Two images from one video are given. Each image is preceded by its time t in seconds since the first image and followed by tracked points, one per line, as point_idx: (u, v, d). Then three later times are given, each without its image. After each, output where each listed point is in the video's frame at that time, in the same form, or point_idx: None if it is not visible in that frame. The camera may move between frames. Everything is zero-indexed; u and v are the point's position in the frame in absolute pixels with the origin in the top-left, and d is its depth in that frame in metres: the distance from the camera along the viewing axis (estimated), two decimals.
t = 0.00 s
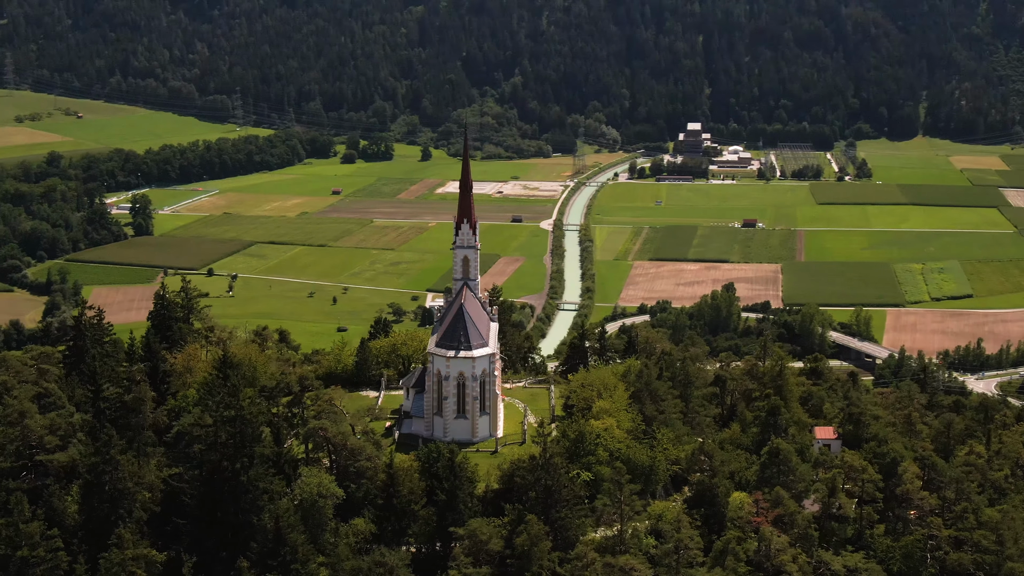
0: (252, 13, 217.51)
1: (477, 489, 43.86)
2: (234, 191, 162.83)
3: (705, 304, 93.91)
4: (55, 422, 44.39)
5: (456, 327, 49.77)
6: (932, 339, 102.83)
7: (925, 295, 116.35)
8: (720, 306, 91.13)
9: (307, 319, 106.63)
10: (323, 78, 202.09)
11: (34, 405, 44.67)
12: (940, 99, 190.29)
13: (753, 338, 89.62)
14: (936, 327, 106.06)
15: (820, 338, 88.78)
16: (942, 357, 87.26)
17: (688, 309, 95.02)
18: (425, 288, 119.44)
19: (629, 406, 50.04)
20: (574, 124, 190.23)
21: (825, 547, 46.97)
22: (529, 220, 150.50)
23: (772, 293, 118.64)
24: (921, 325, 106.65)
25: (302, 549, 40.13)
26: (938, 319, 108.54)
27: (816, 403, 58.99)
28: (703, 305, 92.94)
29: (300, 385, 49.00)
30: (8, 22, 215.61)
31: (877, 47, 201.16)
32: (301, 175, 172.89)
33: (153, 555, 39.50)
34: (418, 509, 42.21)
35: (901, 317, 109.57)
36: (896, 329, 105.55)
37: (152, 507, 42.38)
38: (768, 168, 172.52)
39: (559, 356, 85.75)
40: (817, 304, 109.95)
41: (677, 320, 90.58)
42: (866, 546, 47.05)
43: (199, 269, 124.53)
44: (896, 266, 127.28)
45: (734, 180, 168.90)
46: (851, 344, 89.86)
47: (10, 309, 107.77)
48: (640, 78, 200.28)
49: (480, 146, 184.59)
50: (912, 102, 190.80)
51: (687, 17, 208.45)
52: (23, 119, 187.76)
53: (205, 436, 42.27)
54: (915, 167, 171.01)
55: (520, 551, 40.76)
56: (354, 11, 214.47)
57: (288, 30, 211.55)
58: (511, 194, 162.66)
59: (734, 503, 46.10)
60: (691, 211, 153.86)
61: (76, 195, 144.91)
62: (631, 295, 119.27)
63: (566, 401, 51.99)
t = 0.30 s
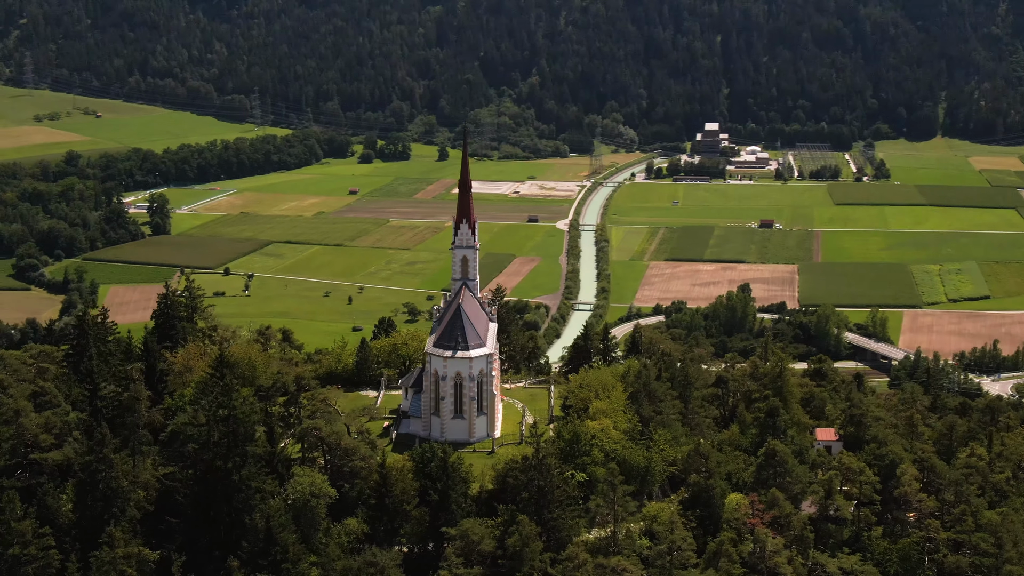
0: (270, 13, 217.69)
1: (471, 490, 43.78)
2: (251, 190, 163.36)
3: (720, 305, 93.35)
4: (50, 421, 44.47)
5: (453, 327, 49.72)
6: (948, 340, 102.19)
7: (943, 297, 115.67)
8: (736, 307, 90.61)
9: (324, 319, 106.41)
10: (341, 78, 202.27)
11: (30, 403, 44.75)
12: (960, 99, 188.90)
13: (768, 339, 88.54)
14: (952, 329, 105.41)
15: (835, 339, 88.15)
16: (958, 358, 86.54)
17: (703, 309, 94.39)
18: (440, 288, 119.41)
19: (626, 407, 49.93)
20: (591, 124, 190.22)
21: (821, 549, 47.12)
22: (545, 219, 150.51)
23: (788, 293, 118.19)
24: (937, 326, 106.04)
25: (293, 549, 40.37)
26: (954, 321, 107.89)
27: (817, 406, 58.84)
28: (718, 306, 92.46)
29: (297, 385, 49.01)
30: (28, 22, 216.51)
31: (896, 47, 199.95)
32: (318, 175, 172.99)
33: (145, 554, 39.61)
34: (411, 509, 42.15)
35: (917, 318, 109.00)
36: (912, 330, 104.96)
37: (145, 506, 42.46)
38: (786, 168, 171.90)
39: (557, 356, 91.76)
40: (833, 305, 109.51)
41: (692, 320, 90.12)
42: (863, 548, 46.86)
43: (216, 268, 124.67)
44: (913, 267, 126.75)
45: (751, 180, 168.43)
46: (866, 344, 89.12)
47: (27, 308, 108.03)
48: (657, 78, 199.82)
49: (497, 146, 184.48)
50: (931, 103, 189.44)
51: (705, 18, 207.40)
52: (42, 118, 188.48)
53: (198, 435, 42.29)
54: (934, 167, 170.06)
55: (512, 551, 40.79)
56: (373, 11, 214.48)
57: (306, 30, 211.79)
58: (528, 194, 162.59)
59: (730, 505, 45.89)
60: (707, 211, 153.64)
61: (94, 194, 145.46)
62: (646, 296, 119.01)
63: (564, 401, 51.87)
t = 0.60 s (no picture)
0: (288, 12, 217.99)
1: (465, 490, 43.73)
2: (269, 189, 163.83)
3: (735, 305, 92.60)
4: (45, 419, 44.57)
5: (451, 326, 49.67)
6: (965, 341, 101.56)
7: (960, 298, 115.06)
8: (751, 307, 90.01)
9: (342, 318, 106.07)
10: (359, 78, 202.44)
11: (25, 402, 44.86)
12: (979, 100, 187.63)
13: (785, 340, 87.67)
14: (969, 330, 104.80)
15: (852, 339, 87.22)
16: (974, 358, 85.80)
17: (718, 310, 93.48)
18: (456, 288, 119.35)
19: (622, 408, 49.90)
20: (608, 123, 190.63)
21: (817, 551, 47.01)
22: (561, 219, 150.44)
23: (805, 294, 117.76)
24: (954, 327, 105.43)
25: (284, 548, 40.26)
26: (972, 322, 107.26)
27: (819, 407, 58.65)
28: (735, 306, 91.77)
29: (294, 384, 49.07)
30: (48, 21, 217.24)
31: (915, 48, 198.64)
32: (336, 175, 173.03)
33: (138, 552, 39.66)
34: (403, 508, 42.10)
35: (934, 319, 108.44)
36: (929, 331, 104.36)
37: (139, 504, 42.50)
38: (805, 169, 171.32)
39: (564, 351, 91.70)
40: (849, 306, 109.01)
41: (707, 321, 89.58)
42: (859, 551, 46.72)
43: (233, 267, 124.66)
44: (930, 267, 126.17)
45: (769, 180, 167.86)
46: (883, 344, 88.43)
47: (45, 306, 108.01)
48: (675, 78, 199.32)
49: (514, 146, 184.39)
50: (950, 104, 187.25)
51: (724, 17, 207.47)
52: (62, 118, 189.21)
53: (192, 435, 42.41)
54: (954, 168, 169.10)
55: (504, 551, 40.82)
56: (390, 10, 214.55)
57: (324, 30, 212.00)
58: (545, 195, 162.47)
59: (726, 505, 45.65)
60: (723, 211, 153.42)
61: (111, 193, 145.93)
62: (661, 296, 118.78)
63: (562, 401, 51.82)
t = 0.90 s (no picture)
0: (307, 12, 218.40)
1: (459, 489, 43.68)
2: (287, 189, 164.12)
3: (750, 307, 91.70)
4: (40, 418, 44.65)
5: (449, 326, 49.60)
6: (982, 343, 100.89)
7: (977, 299, 114.44)
8: (767, 308, 89.36)
9: (358, 318, 105.65)
10: (377, 78, 202.49)
11: (21, 400, 44.96)
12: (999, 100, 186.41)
13: (801, 341, 86.87)
14: (986, 331, 104.14)
15: (868, 341, 86.47)
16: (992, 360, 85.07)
17: (734, 312, 92.70)
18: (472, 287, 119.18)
19: (620, 409, 49.88)
20: (627, 123, 190.48)
21: (813, 553, 47.01)
22: (577, 219, 150.24)
23: (822, 295, 117.31)
24: (972, 329, 104.81)
25: (275, 547, 40.34)
26: (989, 324, 106.60)
27: (821, 408, 58.42)
28: (750, 307, 91.14)
29: (291, 383, 49.10)
30: (68, 21, 218.12)
31: (934, 48, 197.51)
32: (354, 175, 173.08)
33: (130, 551, 39.75)
34: (395, 508, 42.13)
35: (951, 320, 107.86)
36: (946, 332, 103.75)
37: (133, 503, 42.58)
38: (823, 169, 170.69)
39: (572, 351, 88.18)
40: (866, 307, 108.46)
41: (722, 322, 88.94)
42: (856, 552, 46.57)
43: (250, 267, 124.37)
44: (948, 268, 125.53)
45: (787, 181, 167.24)
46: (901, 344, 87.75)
47: (63, 303, 107.71)
48: (693, 77, 198.79)
49: (532, 146, 184.30)
50: (970, 103, 187.02)
51: (743, 17, 206.47)
52: (81, 117, 189.88)
53: (185, 433, 42.51)
54: (973, 169, 168.18)
55: (495, 551, 40.78)
56: (409, 10, 214.64)
57: (342, 30, 212.20)
58: (562, 194, 162.32)
59: (722, 507, 45.52)
60: (739, 212, 153.01)
61: (129, 192, 146.11)
62: (677, 296, 118.44)
63: (560, 402, 51.78)
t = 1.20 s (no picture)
0: (325, 12, 218.89)
1: (452, 489, 43.58)
2: (304, 189, 164.32)
3: (766, 307, 90.42)
4: (36, 416, 44.78)
5: (446, 327, 49.59)
6: (999, 345, 100.11)
7: (994, 301, 113.71)
8: (783, 309, 88.65)
9: (375, 319, 105.23)
10: (394, 78, 202.53)
11: (18, 399, 45.11)
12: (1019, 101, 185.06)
13: (816, 342, 86.28)
14: (1003, 333, 103.43)
15: (884, 342, 85.56)
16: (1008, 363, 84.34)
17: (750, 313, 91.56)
18: (487, 288, 118.97)
19: (617, 410, 49.82)
20: (643, 125, 189.87)
21: (809, 554, 46.80)
22: (593, 219, 150.06)
23: (838, 296, 116.85)
24: (988, 331, 104.10)
25: (266, 547, 40.47)
26: (1006, 325, 105.85)
27: (822, 410, 58.17)
28: (766, 308, 90.43)
29: (288, 383, 49.19)
30: (87, 21, 218.90)
31: (954, 48, 196.28)
32: (371, 175, 173.08)
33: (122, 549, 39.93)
34: (387, 508, 42.16)
35: (968, 322, 107.20)
36: (962, 334, 103.06)
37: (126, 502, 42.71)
38: (841, 170, 170.09)
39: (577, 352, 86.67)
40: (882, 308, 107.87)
41: (738, 323, 88.16)
42: (852, 554, 46.45)
43: (266, 267, 123.91)
44: (965, 270, 124.86)
45: (805, 181, 166.59)
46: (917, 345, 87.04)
47: (79, 302, 107.48)
48: (712, 78, 198.26)
49: (549, 146, 184.20)
50: (989, 104, 184.78)
51: (762, 17, 206.10)
52: (100, 117, 190.56)
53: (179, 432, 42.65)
54: (992, 170, 167.17)
55: (486, 552, 40.71)
56: (427, 10, 214.71)
57: (360, 30, 212.40)
58: (578, 195, 162.22)
59: (717, 508, 45.40)
60: (755, 212, 152.56)
61: (147, 190, 146.23)
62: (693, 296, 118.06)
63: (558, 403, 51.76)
